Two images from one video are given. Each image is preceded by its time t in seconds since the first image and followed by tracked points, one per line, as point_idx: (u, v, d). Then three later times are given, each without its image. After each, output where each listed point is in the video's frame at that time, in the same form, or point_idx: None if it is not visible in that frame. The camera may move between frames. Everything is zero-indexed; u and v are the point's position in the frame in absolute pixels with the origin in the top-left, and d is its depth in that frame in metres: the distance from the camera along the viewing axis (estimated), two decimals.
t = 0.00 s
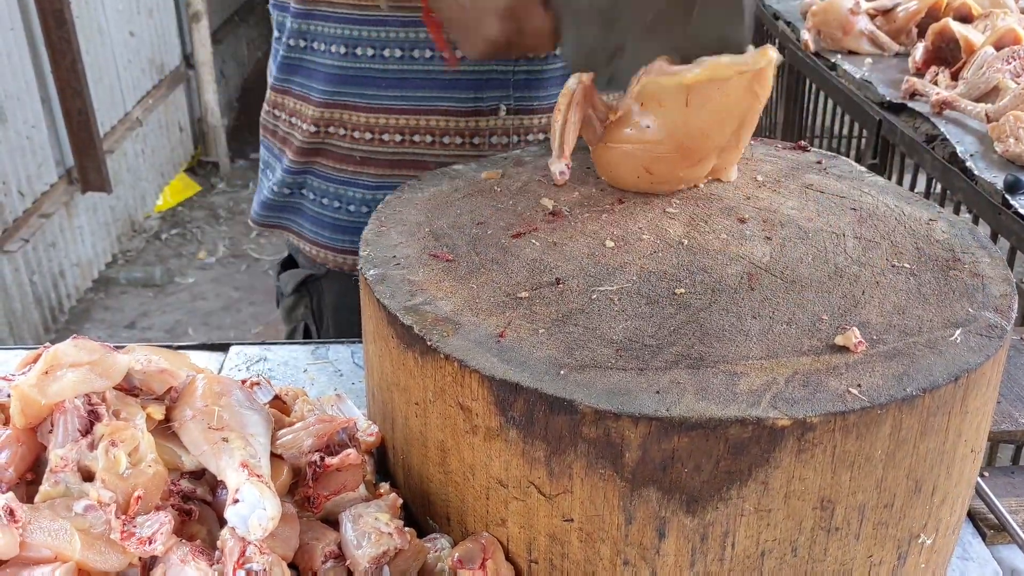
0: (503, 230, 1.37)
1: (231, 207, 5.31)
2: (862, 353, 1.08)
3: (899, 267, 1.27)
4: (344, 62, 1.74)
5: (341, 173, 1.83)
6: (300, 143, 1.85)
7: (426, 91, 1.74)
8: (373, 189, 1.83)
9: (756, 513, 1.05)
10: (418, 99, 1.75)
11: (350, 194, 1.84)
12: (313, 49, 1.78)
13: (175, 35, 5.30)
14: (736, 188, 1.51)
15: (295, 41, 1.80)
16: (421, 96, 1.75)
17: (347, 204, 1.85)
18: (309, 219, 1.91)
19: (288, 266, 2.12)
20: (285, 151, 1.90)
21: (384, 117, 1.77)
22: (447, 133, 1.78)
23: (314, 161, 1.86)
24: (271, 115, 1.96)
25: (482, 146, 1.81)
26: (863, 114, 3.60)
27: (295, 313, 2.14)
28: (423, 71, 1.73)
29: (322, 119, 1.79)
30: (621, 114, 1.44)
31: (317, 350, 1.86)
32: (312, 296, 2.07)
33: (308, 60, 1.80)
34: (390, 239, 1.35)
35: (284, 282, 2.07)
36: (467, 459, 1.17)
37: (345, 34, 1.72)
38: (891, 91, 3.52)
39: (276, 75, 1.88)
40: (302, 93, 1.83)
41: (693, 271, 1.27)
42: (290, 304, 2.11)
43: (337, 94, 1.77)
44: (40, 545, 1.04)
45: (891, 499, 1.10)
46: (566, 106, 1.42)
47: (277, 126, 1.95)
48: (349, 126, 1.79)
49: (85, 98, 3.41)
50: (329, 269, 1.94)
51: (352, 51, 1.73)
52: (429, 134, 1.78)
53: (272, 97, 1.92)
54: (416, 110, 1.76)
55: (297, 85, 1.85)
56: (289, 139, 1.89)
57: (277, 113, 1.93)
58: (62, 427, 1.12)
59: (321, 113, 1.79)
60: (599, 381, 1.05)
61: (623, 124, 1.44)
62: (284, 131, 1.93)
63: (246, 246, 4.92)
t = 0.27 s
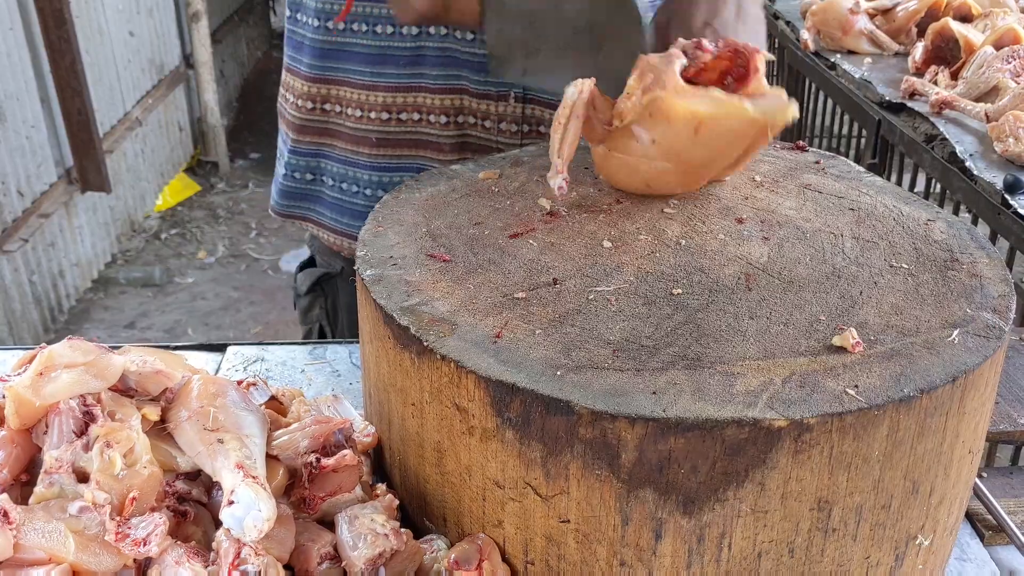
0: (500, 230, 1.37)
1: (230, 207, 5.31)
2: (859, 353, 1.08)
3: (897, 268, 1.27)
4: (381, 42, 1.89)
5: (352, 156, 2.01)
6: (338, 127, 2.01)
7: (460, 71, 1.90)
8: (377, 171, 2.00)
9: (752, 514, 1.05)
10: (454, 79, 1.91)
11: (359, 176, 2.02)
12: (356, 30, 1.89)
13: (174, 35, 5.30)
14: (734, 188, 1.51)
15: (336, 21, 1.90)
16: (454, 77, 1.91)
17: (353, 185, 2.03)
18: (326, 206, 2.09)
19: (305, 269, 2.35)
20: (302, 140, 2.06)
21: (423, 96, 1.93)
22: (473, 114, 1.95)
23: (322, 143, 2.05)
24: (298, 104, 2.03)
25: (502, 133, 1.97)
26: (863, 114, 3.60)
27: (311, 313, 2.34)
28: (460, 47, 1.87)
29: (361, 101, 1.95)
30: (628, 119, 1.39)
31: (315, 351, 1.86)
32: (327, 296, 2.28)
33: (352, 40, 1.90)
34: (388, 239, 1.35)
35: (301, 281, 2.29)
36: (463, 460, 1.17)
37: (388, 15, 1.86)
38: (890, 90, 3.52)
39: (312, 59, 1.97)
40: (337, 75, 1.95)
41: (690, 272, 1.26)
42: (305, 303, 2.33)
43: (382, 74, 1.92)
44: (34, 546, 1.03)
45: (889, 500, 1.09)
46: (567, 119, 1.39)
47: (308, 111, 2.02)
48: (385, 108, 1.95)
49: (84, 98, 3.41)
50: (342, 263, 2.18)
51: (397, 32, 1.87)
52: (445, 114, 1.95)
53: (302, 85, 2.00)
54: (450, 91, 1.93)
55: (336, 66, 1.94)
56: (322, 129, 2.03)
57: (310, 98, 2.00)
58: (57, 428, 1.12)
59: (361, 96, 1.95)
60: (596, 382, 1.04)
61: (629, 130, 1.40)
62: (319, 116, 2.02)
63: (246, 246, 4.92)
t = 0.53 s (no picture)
0: (499, 230, 1.37)
1: (230, 206, 5.31)
2: (859, 354, 1.08)
3: (896, 268, 1.27)
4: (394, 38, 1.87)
5: (361, 144, 2.02)
6: (349, 118, 2.01)
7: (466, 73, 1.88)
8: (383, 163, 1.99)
9: (751, 515, 1.05)
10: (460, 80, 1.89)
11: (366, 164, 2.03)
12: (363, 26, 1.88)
13: (174, 35, 5.29)
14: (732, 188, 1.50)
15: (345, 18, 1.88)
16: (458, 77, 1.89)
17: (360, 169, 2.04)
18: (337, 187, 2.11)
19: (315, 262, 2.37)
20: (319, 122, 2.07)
21: (433, 92, 1.93)
22: (466, 115, 1.92)
23: (331, 135, 2.04)
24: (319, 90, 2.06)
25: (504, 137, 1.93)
26: (863, 114, 3.60)
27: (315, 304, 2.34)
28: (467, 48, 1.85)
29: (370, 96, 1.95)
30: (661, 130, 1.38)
31: (313, 351, 1.86)
32: (332, 286, 2.29)
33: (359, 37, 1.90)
34: (386, 239, 1.35)
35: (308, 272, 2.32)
36: (462, 461, 1.16)
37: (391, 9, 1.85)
38: (890, 90, 3.51)
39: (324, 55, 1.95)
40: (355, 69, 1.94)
41: (689, 272, 1.26)
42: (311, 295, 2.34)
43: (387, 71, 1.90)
44: (30, 547, 1.02)
45: (888, 501, 1.09)
46: (609, 126, 1.37)
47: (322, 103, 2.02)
48: (395, 103, 1.94)
49: (84, 98, 3.41)
50: (340, 248, 2.19)
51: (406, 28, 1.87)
52: (448, 113, 1.94)
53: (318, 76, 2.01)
54: (455, 91, 1.91)
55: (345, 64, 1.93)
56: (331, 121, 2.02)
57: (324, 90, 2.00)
58: (55, 429, 1.12)
59: (369, 90, 1.95)
60: (594, 383, 1.04)
61: (661, 137, 1.39)
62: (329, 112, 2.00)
63: (246, 246, 4.92)
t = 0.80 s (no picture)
0: (498, 231, 1.37)
1: (230, 207, 5.31)
2: (858, 355, 1.08)
3: (896, 269, 1.27)
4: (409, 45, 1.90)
5: (365, 159, 2.02)
6: (349, 135, 2.00)
7: (476, 83, 1.90)
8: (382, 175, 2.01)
9: (751, 516, 1.05)
10: (469, 91, 1.91)
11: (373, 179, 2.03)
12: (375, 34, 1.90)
13: (174, 35, 5.29)
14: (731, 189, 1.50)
15: (361, 25, 1.90)
16: (472, 88, 1.91)
17: (364, 185, 2.04)
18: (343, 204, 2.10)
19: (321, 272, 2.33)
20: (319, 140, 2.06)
21: (434, 105, 1.94)
22: (485, 127, 1.94)
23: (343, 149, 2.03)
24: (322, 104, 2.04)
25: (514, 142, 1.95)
26: (863, 114, 3.60)
27: (325, 314, 2.31)
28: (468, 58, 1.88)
29: (372, 107, 1.96)
30: (655, 142, 1.36)
31: (313, 351, 1.86)
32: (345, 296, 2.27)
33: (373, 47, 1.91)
34: (386, 239, 1.35)
35: (318, 283, 2.27)
36: (461, 462, 1.16)
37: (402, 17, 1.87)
38: (889, 90, 3.52)
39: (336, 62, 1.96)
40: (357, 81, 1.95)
41: (689, 273, 1.26)
42: (321, 306, 2.30)
43: (401, 81, 1.93)
44: (30, 548, 1.02)
45: (888, 502, 1.09)
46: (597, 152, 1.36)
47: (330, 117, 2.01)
48: (378, 111, 1.96)
49: (83, 98, 3.41)
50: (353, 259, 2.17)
51: (421, 38, 1.89)
52: (466, 126, 1.94)
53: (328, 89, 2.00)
54: (469, 102, 1.92)
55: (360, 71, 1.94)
56: (338, 133, 2.01)
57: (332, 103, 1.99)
58: (54, 430, 1.12)
59: (368, 100, 1.96)
60: (594, 384, 1.04)
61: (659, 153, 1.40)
62: (338, 122, 2.00)
63: (245, 246, 4.92)
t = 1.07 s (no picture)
0: (498, 230, 1.37)
1: (229, 206, 5.31)
2: (858, 354, 1.08)
3: (895, 268, 1.27)
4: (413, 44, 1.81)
5: (365, 163, 1.92)
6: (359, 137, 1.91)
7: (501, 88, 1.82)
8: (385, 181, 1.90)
9: (751, 515, 1.05)
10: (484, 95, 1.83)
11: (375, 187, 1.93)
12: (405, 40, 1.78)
13: (173, 35, 5.29)
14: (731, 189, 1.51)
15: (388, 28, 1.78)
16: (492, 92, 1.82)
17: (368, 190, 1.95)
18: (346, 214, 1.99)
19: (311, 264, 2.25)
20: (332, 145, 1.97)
21: (440, 105, 1.86)
22: (483, 126, 1.86)
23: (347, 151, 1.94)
24: (328, 106, 1.95)
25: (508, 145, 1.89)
26: (862, 114, 3.60)
27: (314, 311, 2.24)
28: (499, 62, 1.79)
29: (382, 113, 1.85)
30: (654, 136, 1.39)
31: (313, 351, 1.86)
32: (334, 294, 2.18)
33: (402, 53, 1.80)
34: (386, 239, 1.35)
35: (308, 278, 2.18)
36: (461, 461, 1.16)
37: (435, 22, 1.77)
38: (889, 90, 3.52)
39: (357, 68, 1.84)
40: (354, 82, 1.86)
41: (689, 272, 1.26)
42: (312, 301, 2.21)
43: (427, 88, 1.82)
44: (30, 547, 1.02)
45: (888, 501, 1.09)
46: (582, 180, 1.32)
47: (346, 121, 1.90)
48: (390, 116, 1.86)
49: (83, 98, 3.41)
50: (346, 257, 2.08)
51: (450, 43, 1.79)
52: (463, 126, 1.87)
53: (338, 92, 1.90)
54: (468, 102, 1.84)
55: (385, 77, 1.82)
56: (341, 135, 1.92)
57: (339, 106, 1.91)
58: (54, 429, 1.12)
59: (383, 106, 1.84)
60: (594, 383, 1.04)
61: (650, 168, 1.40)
62: (352, 127, 1.90)
63: (245, 246, 4.92)
